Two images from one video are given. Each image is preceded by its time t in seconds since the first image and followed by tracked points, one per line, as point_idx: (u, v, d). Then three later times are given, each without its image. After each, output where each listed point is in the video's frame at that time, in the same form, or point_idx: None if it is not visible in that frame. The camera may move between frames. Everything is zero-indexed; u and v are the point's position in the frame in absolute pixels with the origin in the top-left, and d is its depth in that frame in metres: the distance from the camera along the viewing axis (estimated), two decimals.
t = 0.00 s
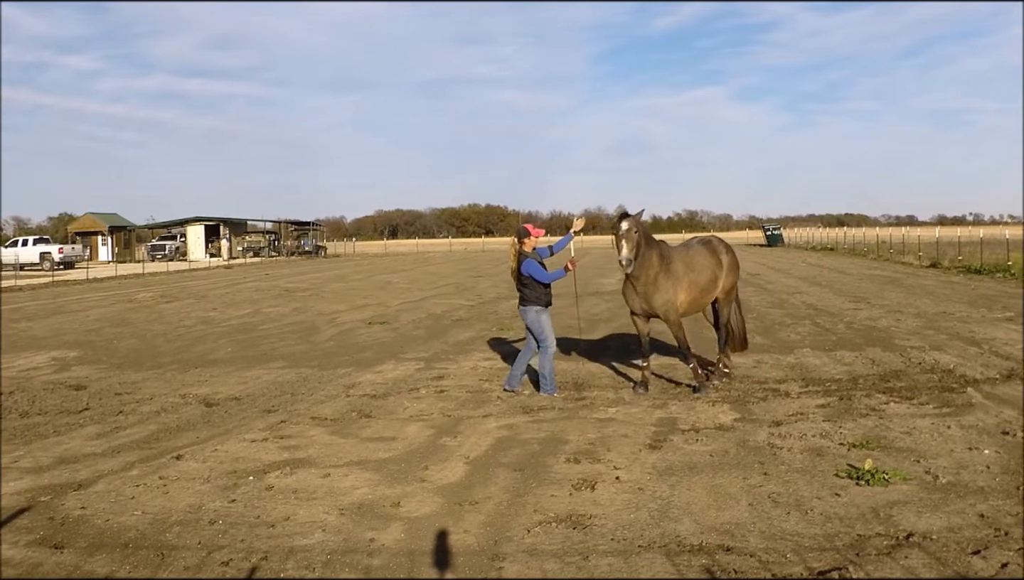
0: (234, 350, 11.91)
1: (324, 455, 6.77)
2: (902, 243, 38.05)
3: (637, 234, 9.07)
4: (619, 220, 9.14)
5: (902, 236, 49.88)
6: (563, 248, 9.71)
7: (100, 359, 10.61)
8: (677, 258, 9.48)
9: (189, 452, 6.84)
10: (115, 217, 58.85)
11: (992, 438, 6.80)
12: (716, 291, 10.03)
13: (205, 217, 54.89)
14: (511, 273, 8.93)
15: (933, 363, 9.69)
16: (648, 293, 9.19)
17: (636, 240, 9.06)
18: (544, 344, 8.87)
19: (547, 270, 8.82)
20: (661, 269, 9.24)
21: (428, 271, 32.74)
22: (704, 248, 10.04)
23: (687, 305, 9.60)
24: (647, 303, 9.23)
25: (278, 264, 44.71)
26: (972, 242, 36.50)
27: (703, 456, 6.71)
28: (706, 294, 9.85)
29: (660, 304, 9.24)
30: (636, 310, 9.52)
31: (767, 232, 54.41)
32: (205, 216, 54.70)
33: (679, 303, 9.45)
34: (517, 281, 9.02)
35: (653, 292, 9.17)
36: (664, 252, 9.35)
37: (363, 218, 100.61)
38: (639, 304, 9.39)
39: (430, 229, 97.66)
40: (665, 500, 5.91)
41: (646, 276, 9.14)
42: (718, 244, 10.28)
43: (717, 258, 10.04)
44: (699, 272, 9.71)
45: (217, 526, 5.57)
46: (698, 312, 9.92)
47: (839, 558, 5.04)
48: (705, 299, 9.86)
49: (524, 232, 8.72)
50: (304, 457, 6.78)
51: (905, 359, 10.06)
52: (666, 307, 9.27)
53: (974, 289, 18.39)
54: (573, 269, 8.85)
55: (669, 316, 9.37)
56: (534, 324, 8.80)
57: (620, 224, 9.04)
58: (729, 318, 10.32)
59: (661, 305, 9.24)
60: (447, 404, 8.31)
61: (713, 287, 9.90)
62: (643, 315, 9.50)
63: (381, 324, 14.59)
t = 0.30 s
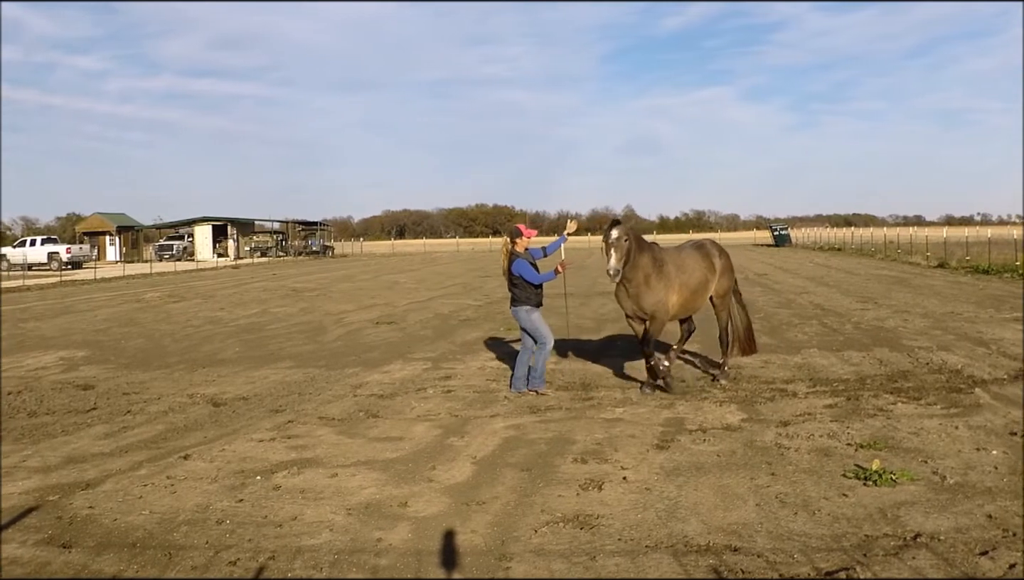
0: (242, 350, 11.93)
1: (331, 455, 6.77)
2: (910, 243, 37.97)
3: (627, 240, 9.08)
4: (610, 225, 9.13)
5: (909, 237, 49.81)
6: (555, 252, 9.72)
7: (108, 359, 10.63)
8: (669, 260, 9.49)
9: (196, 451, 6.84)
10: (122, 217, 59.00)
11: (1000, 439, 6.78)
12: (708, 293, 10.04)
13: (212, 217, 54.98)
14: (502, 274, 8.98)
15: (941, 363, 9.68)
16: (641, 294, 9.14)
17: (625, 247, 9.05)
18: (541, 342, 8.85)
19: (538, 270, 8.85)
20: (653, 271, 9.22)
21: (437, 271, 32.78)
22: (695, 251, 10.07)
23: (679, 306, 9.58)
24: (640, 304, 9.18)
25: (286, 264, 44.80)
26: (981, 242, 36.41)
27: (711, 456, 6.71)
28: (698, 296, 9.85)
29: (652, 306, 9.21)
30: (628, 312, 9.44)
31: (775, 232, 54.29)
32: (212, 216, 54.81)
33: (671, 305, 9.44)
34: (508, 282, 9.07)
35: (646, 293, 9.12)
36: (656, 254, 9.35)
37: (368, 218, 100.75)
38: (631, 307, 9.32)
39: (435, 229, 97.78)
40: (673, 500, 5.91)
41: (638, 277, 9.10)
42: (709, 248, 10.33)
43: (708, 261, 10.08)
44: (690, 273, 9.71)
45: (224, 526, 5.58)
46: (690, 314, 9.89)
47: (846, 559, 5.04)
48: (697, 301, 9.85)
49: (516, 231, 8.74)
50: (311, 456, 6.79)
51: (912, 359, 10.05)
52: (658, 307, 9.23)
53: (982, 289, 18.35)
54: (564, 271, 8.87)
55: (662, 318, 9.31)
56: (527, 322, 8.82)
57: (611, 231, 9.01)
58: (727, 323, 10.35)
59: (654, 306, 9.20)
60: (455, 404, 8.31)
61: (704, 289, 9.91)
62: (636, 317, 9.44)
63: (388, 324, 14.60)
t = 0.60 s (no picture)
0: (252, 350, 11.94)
1: (341, 455, 6.78)
2: (920, 243, 37.90)
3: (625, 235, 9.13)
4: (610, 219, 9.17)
5: (917, 237, 49.66)
6: (550, 251, 9.64)
7: (119, 359, 10.65)
8: (661, 258, 9.53)
9: (206, 451, 6.85)
10: (131, 217, 59.16)
11: (1011, 440, 6.76)
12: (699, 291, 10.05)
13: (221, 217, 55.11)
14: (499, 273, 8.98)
15: (951, 364, 9.65)
16: (631, 291, 9.22)
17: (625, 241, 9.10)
18: (524, 346, 8.87)
19: (534, 270, 8.85)
20: (645, 268, 9.28)
21: (446, 272, 32.82)
22: (688, 250, 10.09)
23: (670, 305, 9.62)
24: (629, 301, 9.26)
25: (295, 264, 44.93)
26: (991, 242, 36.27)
27: (720, 457, 6.70)
28: (690, 295, 9.86)
29: (641, 303, 9.28)
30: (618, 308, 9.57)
31: (785, 233, 54.21)
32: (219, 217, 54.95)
33: (660, 303, 9.49)
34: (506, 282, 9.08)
35: (635, 291, 9.21)
36: (648, 252, 9.41)
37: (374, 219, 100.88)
38: (620, 303, 9.44)
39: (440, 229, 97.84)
40: (682, 501, 5.90)
41: (629, 273, 9.19)
42: (702, 247, 10.33)
43: (701, 260, 10.08)
44: (682, 272, 9.73)
45: (234, 526, 5.59)
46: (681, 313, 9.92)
47: (857, 560, 5.03)
48: (688, 300, 9.88)
49: (512, 231, 8.74)
50: (320, 456, 6.79)
51: (922, 360, 10.02)
52: (648, 305, 9.31)
53: (993, 290, 18.28)
54: (561, 270, 8.88)
55: (650, 316, 9.41)
56: (521, 323, 8.88)
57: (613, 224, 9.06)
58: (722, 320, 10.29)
59: (643, 304, 9.27)
60: (464, 404, 8.32)
61: (696, 288, 9.92)
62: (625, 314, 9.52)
63: (398, 324, 14.61)
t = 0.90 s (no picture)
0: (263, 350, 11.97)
1: (351, 455, 6.78)
2: (931, 244, 37.80)
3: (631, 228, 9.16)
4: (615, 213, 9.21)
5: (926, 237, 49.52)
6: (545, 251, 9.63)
7: (131, 359, 10.68)
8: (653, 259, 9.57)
9: (217, 451, 6.86)
10: (139, 217, 59.35)
11: None
12: (692, 292, 10.04)
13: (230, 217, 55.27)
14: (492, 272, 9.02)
15: (962, 364, 9.63)
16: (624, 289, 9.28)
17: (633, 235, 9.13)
18: (506, 346, 8.85)
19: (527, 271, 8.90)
20: (637, 268, 9.34)
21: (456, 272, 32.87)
22: (680, 251, 10.10)
23: (662, 306, 9.63)
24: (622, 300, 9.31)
25: (306, 264, 45.09)
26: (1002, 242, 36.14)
27: (731, 457, 6.70)
28: (681, 296, 9.84)
29: (633, 303, 9.29)
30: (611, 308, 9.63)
31: (795, 233, 54.13)
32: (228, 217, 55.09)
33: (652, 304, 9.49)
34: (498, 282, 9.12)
35: (627, 291, 9.26)
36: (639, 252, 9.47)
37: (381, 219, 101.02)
38: (613, 302, 9.50)
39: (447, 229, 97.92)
40: (693, 501, 5.90)
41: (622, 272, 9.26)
42: (694, 248, 10.32)
43: (693, 261, 10.07)
44: (673, 273, 9.73)
45: (245, 525, 5.59)
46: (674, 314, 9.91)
47: (868, 561, 5.02)
48: (682, 300, 9.88)
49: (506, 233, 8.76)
50: (331, 456, 6.79)
51: (934, 361, 9.99)
52: (641, 305, 9.33)
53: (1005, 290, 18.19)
54: (555, 272, 8.91)
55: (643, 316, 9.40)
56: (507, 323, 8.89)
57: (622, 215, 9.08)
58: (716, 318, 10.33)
59: (635, 304, 9.28)
60: (475, 404, 8.33)
61: (689, 289, 9.93)
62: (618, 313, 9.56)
63: (409, 324, 14.64)
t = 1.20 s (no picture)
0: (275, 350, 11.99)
1: (363, 455, 6.79)
2: (942, 244, 37.72)
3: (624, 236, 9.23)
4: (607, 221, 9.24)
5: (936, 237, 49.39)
6: (542, 251, 9.60)
7: (144, 358, 10.71)
8: (651, 260, 9.61)
9: (229, 451, 6.87)
10: (148, 216, 59.50)
11: None
12: (692, 293, 10.04)
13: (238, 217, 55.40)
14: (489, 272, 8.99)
15: (974, 365, 9.61)
16: (621, 291, 9.35)
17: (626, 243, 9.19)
18: (511, 348, 8.88)
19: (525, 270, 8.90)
20: (635, 269, 9.40)
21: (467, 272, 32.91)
22: (680, 251, 10.13)
23: (660, 307, 9.65)
24: (620, 301, 9.38)
25: (318, 264, 45.28)
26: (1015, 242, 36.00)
27: (743, 458, 6.69)
28: (681, 296, 9.86)
29: (631, 304, 9.36)
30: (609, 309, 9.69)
31: (805, 233, 54.01)
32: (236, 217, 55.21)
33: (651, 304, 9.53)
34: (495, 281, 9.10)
35: (624, 292, 9.31)
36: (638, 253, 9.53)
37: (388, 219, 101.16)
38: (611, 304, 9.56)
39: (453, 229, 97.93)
40: (705, 502, 5.90)
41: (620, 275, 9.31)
42: (694, 249, 10.35)
43: (693, 262, 10.10)
44: (673, 273, 9.75)
45: (257, 525, 5.60)
46: (673, 315, 9.94)
47: (879, 562, 5.01)
48: (681, 301, 9.88)
49: (504, 232, 8.75)
50: (343, 456, 6.80)
51: (946, 361, 9.98)
52: (638, 306, 9.36)
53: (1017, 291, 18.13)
54: (553, 271, 8.91)
55: (641, 317, 9.45)
56: (508, 322, 8.89)
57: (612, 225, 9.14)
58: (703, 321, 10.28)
59: (633, 305, 9.34)
60: (486, 404, 8.35)
61: (688, 290, 9.92)
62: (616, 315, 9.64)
63: (421, 324, 14.66)
